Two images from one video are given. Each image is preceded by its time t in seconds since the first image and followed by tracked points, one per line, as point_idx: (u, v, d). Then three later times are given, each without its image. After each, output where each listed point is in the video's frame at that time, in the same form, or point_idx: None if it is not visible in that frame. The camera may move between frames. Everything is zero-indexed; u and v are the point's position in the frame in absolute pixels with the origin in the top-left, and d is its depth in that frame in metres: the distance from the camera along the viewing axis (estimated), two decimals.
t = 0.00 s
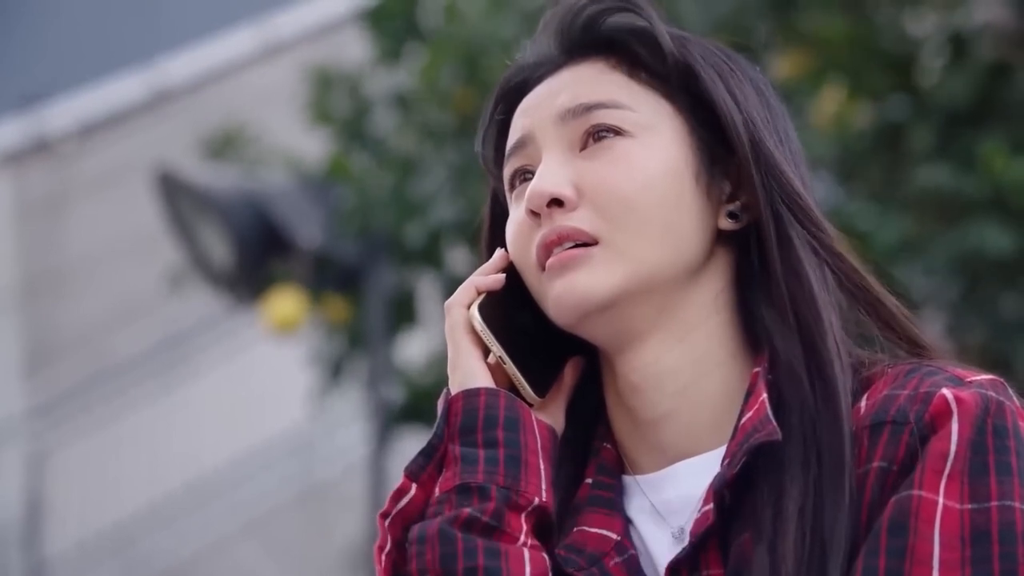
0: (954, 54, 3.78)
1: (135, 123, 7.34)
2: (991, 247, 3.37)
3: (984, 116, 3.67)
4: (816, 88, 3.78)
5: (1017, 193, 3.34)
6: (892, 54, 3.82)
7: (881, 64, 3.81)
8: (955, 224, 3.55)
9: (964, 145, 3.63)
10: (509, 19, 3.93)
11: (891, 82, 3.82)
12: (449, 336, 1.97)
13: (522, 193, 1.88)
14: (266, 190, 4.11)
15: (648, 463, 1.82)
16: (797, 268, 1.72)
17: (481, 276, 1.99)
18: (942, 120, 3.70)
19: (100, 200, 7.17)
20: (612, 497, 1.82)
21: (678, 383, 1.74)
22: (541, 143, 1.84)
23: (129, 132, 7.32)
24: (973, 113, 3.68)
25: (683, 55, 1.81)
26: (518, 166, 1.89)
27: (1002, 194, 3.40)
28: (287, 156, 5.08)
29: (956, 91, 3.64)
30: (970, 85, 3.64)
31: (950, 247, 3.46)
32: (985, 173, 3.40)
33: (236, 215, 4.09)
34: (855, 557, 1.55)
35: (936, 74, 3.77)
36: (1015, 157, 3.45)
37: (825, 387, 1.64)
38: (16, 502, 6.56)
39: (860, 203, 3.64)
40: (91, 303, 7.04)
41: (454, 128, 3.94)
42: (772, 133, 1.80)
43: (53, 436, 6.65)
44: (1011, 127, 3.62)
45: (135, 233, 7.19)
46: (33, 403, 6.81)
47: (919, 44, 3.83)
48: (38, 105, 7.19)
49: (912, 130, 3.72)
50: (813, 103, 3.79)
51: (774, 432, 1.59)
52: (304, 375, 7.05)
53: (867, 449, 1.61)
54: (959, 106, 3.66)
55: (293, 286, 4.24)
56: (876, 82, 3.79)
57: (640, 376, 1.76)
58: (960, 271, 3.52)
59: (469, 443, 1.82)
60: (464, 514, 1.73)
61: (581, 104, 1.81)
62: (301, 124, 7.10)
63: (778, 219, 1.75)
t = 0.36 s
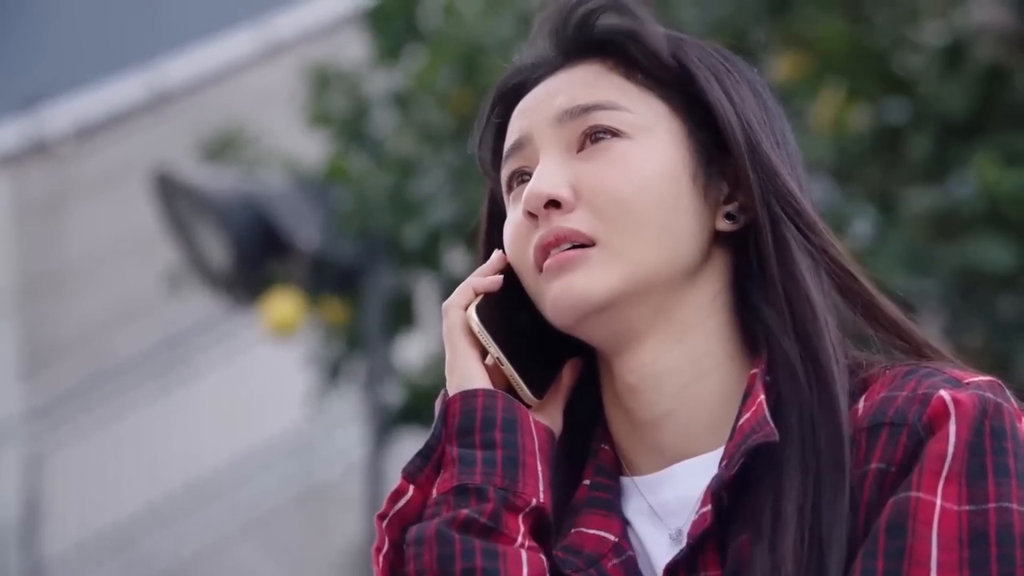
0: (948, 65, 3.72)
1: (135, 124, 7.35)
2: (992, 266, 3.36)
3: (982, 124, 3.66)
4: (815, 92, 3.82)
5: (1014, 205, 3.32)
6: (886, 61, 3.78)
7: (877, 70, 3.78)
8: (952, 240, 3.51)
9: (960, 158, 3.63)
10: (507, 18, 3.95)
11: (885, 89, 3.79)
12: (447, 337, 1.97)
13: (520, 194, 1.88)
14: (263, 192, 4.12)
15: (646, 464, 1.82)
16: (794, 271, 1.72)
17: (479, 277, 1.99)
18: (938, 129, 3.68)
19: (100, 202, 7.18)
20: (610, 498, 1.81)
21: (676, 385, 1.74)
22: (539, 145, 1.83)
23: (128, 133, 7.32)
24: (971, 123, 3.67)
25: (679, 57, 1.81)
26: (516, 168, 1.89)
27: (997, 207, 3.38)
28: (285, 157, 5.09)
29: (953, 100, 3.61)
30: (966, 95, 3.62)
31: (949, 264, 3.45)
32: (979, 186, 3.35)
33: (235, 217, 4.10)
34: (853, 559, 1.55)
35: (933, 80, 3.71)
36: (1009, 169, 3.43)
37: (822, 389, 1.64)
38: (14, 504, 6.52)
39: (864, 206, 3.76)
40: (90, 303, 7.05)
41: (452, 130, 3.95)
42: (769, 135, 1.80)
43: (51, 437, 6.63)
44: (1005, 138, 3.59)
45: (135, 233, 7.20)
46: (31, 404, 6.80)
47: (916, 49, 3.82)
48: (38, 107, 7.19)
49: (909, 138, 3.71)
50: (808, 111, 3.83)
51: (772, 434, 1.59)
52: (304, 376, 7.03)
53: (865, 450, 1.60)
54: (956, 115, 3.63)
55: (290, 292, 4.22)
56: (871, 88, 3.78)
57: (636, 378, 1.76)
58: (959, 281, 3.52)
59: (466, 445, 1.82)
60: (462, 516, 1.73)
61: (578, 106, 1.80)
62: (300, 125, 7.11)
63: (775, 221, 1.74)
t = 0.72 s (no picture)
0: (948, 66, 3.78)
1: (134, 124, 7.35)
2: (992, 264, 3.38)
3: (982, 124, 3.70)
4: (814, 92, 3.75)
5: (1014, 205, 3.34)
6: (887, 61, 3.79)
7: (875, 69, 3.77)
8: (952, 238, 3.55)
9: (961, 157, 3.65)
10: (507, 19, 3.96)
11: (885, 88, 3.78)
12: (445, 339, 1.97)
13: (517, 197, 1.88)
14: (261, 193, 4.12)
15: (643, 466, 1.82)
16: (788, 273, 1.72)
17: (477, 279, 1.98)
18: (939, 129, 3.70)
19: (100, 202, 7.18)
20: (609, 500, 1.81)
21: (672, 387, 1.74)
22: (536, 147, 1.83)
23: (127, 134, 7.32)
24: (970, 124, 3.70)
25: (673, 60, 1.81)
26: (513, 170, 1.88)
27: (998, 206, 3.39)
28: (285, 158, 5.08)
29: (954, 100, 3.64)
30: (967, 96, 3.65)
31: (949, 262, 3.45)
32: (980, 186, 3.37)
33: (235, 217, 4.10)
34: (850, 562, 1.55)
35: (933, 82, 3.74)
36: (1010, 167, 3.45)
37: (818, 391, 1.64)
38: (14, 505, 6.52)
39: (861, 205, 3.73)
40: (90, 304, 7.04)
41: (452, 131, 3.96)
42: (764, 138, 1.80)
43: (50, 437, 6.63)
44: (1005, 135, 3.63)
45: (135, 234, 7.20)
46: (31, 404, 6.80)
47: (917, 50, 3.83)
48: (37, 108, 7.18)
49: (910, 138, 3.71)
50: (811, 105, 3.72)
51: (770, 435, 1.60)
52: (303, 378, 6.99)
53: (862, 452, 1.60)
54: (957, 116, 3.65)
55: (289, 295, 4.20)
56: (869, 86, 3.76)
57: (635, 381, 1.76)
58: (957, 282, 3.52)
59: (465, 447, 1.82)
60: (461, 517, 1.73)
61: (575, 108, 1.81)
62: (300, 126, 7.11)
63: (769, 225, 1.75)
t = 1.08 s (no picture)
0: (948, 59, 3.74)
1: (132, 125, 7.34)
2: (986, 250, 3.40)
3: (980, 117, 3.67)
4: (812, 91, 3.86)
5: (1013, 196, 3.35)
6: (885, 56, 3.78)
7: (871, 67, 3.78)
8: (946, 225, 3.56)
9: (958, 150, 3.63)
10: (507, 18, 3.97)
11: (883, 86, 3.78)
12: (445, 337, 1.97)
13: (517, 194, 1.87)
14: (261, 192, 4.13)
15: (643, 465, 1.82)
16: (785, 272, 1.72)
17: (477, 277, 1.99)
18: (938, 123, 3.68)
19: (99, 202, 7.18)
20: (608, 499, 1.81)
21: (673, 386, 1.74)
22: (536, 145, 1.83)
23: (126, 134, 7.31)
24: (968, 117, 3.68)
25: (671, 58, 1.81)
26: (513, 168, 1.88)
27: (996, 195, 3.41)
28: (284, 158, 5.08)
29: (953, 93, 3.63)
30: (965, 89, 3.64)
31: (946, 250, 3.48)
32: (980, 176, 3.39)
33: (236, 217, 4.10)
34: (850, 562, 1.55)
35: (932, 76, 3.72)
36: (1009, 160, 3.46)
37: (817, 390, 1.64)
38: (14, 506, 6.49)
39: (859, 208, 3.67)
40: (89, 304, 7.04)
41: (451, 130, 3.95)
42: (763, 136, 1.80)
43: (49, 437, 6.62)
44: (1003, 130, 3.62)
45: (135, 233, 7.19)
46: (30, 404, 6.79)
47: (914, 47, 3.80)
48: (35, 107, 7.16)
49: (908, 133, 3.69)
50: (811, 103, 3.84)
51: (771, 434, 1.60)
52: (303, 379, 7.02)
53: (862, 451, 1.60)
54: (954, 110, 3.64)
55: (287, 298, 4.22)
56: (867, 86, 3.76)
57: (634, 380, 1.76)
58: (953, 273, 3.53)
59: (465, 445, 1.82)
60: (460, 515, 1.73)
61: (575, 106, 1.80)
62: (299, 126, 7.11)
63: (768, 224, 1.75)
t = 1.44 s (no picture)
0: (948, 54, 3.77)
1: (130, 123, 7.32)
2: (986, 242, 3.41)
3: (979, 114, 3.68)
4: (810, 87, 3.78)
5: (1015, 188, 3.37)
6: (884, 53, 3.83)
7: (871, 64, 3.84)
8: (944, 219, 3.58)
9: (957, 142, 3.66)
10: (504, 15, 3.98)
11: (882, 82, 3.85)
12: (443, 335, 1.96)
13: (515, 193, 1.87)
14: (260, 190, 4.10)
15: (641, 465, 1.81)
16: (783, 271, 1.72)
17: (475, 276, 1.99)
18: (937, 119, 3.70)
19: (97, 200, 7.16)
20: (607, 498, 1.80)
21: (670, 385, 1.74)
22: (534, 143, 1.83)
23: (125, 133, 7.29)
24: (966, 113, 3.68)
25: (668, 56, 1.81)
26: (511, 166, 1.88)
27: (995, 187, 3.43)
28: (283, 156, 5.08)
29: (953, 90, 3.64)
30: (965, 85, 3.65)
31: (944, 243, 3.49)
32: (980, 168, 3.41)
33: (234, 215, 4.09)
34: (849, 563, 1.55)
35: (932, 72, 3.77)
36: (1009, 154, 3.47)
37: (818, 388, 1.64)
38: (10, 505, 6.50)
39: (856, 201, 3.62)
40: (89, 302, 7.02)
41: (449, 129, 3.95)
42: (762, 134, 1.80)
43: (47, 436, 6.64)
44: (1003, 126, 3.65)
45: (133, 232, 7.17)
46: (25, 405, 6.83)
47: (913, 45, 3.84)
48: (32, 107, 7.22)
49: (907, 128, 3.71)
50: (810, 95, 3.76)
51: (770, 434, 1.60)
52: (300, 378, 7.00)
53: (860, 451, 1.60)
54: (952, 106, 3.65)
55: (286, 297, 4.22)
56: (867, 81, 3.84)
57: (632, 379, 1.76)
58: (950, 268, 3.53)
59: (463, 444, 1.81)
60: (458, 515, 1.73)
61: (573, 103, 1.80)
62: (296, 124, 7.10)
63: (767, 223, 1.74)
